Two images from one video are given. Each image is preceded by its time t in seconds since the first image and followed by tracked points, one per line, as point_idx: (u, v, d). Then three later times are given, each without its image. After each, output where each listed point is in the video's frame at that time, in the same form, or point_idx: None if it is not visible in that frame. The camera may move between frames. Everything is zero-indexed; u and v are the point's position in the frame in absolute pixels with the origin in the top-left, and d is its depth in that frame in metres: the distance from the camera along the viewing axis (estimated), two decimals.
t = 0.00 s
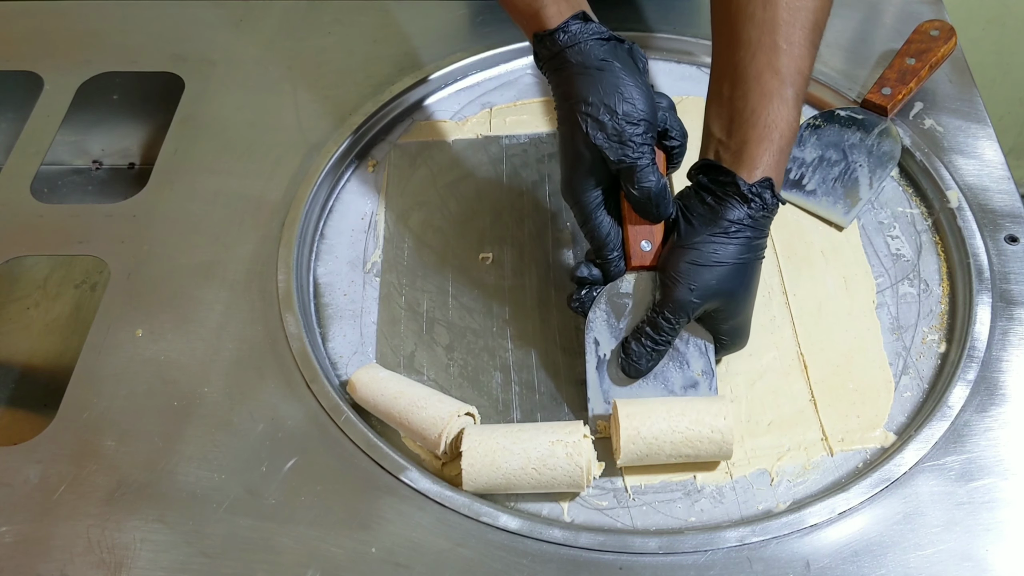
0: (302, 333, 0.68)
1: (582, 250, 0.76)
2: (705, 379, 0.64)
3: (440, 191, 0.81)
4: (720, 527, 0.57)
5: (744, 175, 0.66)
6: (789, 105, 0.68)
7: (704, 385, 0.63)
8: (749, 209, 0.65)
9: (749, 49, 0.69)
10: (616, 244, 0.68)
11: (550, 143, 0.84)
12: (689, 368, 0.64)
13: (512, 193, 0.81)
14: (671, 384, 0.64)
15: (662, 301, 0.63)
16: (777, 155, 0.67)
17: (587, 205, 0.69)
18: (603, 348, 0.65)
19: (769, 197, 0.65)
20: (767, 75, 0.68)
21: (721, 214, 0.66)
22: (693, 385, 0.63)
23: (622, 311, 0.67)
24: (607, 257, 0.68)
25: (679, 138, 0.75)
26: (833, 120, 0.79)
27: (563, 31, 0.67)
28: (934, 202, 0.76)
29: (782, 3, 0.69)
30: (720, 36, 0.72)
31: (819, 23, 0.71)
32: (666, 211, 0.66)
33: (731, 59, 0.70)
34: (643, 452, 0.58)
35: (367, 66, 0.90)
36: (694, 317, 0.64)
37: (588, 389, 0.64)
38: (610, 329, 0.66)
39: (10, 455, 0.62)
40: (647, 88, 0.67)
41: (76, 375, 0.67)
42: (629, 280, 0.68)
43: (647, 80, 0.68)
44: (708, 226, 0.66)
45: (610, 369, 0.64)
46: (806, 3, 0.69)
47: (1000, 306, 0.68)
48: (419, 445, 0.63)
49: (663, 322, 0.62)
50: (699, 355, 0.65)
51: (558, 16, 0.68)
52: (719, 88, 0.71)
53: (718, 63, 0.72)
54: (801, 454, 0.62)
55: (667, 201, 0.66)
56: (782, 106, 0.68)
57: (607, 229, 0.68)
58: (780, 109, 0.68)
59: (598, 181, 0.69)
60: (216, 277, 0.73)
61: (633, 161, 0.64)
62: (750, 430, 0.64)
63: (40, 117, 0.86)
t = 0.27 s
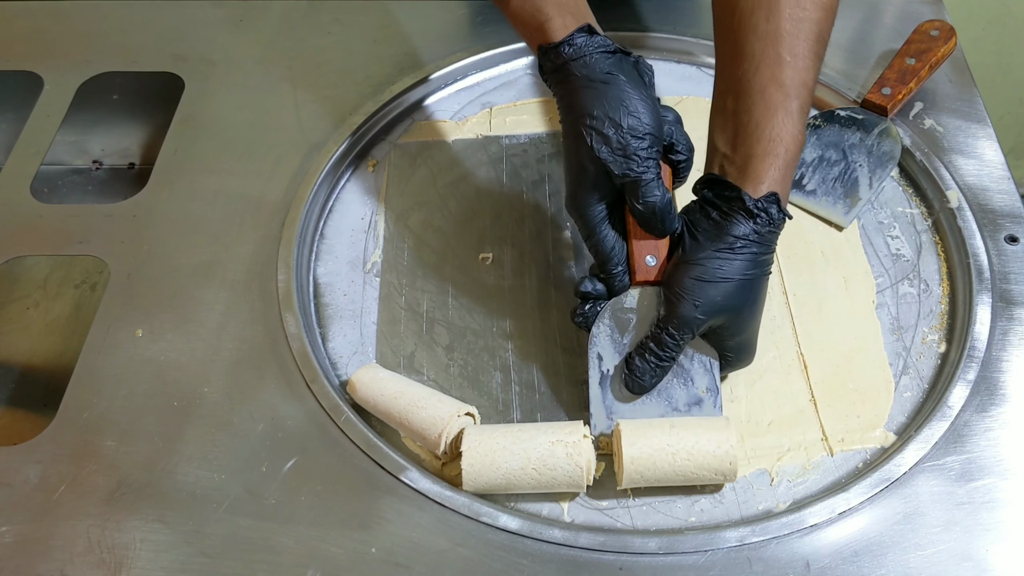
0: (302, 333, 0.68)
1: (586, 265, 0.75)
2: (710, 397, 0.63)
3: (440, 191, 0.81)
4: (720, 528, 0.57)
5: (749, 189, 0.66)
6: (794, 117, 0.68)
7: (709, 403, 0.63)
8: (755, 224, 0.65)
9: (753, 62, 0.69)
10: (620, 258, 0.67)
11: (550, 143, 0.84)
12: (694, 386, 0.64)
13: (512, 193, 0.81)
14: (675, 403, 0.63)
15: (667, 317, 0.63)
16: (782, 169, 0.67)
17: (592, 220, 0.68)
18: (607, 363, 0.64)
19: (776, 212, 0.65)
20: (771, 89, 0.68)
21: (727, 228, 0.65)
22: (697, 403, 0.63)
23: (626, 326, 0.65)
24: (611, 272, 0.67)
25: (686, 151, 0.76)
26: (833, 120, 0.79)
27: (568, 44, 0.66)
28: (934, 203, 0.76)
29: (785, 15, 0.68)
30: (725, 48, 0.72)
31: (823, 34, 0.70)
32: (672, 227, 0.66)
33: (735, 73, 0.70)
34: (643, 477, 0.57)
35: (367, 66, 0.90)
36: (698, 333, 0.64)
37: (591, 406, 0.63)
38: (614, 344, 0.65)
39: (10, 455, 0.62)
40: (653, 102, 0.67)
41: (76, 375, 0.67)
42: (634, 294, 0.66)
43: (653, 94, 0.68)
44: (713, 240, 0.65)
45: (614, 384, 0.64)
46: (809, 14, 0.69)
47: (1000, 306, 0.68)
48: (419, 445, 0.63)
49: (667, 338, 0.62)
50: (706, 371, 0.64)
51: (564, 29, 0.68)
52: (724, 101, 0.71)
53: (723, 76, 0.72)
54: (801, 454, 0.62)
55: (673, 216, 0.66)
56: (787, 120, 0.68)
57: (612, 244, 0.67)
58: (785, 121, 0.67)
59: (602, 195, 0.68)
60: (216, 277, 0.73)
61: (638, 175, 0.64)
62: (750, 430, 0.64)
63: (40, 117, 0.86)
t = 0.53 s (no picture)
0: (302, 333, 0.68)
1: (590, 282, 0.74)
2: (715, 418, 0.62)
3: (440, 192, 0.81)
4: (720, 527, 0.57)
5: (755, 206, 0.66)
6: (799, 131, 0.68)
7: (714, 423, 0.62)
8: (760, 240, 0.65)
9: (756, 76, 0.68)
10: (625, 275, 0.66)
11: (550, 143, 0.84)
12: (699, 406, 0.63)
13: (512, 193, 0.81)
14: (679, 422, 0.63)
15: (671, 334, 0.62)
16: (788, 185, 0.67)
17: (597, 236, 0.67)
18: (610, 380, 0.64)
19: (782, 228, 0.65)
20: (775, 102, 0.68)
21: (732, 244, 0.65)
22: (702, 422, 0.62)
23: (630, 343, 0.65)
24: (616, 288, 0.66)
25: (693, 169, 0.73)
26: (833, 121, 0.79)
27: (574, 59, 0.66)
28: (934, 203, 0.76)
29: (788, 27, 0.68)
30: (728, 61, 0.71)
31: (826, 45, 0.70)
32: (678, 244, 0.65)
33: (738, 87, 0.70)
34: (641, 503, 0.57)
35: (367, 66, 0.90)
36: (703, 351, 0.63)
37: (594, 422, 0.63)
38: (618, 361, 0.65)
39: (10, 455, 0.62)
40: (659, 116, 0.66)
41: (76, 375, 0.67)
42: (638, 310, 0.66)
43: (659, 109, 0.67)
44: (719, 257, 0.65)
45: (616, 402, 0.63)
46: (812, 25, 0.68)
47: (1000, 306, 0.68)
48: (419, 444, 0.63)
49: (671, 355, 0.61)
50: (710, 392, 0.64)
51: (570, 44, 0.68)
52: (727, 115, 0.71)
53: (726, 90, 0.72)
54: (801, 454, 0.62)
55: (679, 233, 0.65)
56: (792, 134, 0.67)
57: (616, 260, 0.66)
58: (790, 136, 0.67)
59: (606, 211, 0.67)
60: (216, 277, 0.73)
61: (643, 191, 0.62)
62: (750, 429, 0.64)
63: (40, 116, 0.86)
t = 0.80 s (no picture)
0: (302, 332, 0.68)
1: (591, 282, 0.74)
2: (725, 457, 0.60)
3: (440, 191, 0.81)
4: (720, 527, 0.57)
5: (768, 232, 0.64)
6: (811, 157, 0.66)
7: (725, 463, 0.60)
8: (772, 266, 0.63)
9: (766, 101, 0.66)
10: (631, 307, 0.66)
11: (550, 143, 0.84)
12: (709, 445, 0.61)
13: (511, 193, 0.81)
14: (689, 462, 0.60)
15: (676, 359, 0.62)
16: (802, 210, 0.65)
17: (602, 266, 0.67)
18: (615, 419, 0.62)
19: (795, 254, 0.63)
20: (786, 128, 0.66)
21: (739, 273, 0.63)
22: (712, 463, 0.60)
23: (635, 378, 0.64)
24: (621, 321, 0.65)
25: (701, 203, 0.71)
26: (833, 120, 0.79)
27: (578, 87, 0.66)
28: (934, 202, 0.76)
29: (798, 52, 0.66)
30: (737, 85, 0.69)
31: (839, 70, 0.68)
32: (684, 275, 0.65)
33: (748, 114, 0.68)
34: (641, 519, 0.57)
35: (367, 66, 0.90)
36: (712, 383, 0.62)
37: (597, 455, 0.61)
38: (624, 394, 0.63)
39: (10, 454, 0.62)
40: (664, 146, 0.65)
41: (76, 374, 0.67)
42: (644, 347, 0.65)
43: (663, 138, 0.67)
44: (727, 283, 0.64)
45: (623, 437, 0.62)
46: (824, 50, 0.66)
47: (1000, 305, 0.68)
48: (419, 444, 0.63)
49: (676, 380, 0.60)
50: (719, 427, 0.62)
51: (574, 73, 0.68)
52: (737, 141, 0.69)
53: (735, 115, 0.70)
54: (801, 453, 0.62)
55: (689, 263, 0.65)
56: (804, 159, 0.65)
57: (622, 292, 0.66)
58: (802, 161, 0.65)
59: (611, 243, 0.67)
60: (216, 277, 0.73)
61: (646, 223, 0.62)
62: (750, 429, 0.64)
63: (41, 116, 0.86)
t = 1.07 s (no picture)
0: (302, 332, 0.68)
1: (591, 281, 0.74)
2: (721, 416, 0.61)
3: (440, 191, 0.81)
4: (720, 526, 0.57)
5: (801, 189, 0.64)
6: (834, 123, 0.66)
7: (715, 415, 0.61)
8: (807, 222, 0.63)
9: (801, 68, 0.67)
10: (636, 251, 0.65)
11: (551, 142, 0.84)
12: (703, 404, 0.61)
13: (511, 193, 0.81)
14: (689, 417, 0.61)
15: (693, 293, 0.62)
16: (828, 173, 0.65)
17: (608, 211, 0.66)
18: (615, 366, 0.62)
19: (825, 215, 0.64)
20: (811, 95, 0.66)
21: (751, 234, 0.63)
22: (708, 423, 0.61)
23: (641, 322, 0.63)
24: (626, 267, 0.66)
25: (718, 152, 0.62)
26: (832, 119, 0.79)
27: (532, 42, 0.63)
28: (934, 202, 0.76)
29: (825, 27, 0.68)
30: (758, 55, 0.70)
31: (857, 49, 0.70)
32: (691, 183, 0.59)
33: (773, 79, 0.68)
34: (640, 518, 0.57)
35: (367, 66, 0.90)
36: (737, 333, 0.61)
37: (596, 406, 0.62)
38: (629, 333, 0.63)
39: (9, 454, 0.62)
40: (635, 78, 0.62)
41: (76, 374, 0.67)
42: (647, 298, 0.63)
43: (630, 65, 0.63)
44: (763, 234, 0.63)
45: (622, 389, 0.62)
46: (846, 29, 0.68)
47: (1000, 305, 0.68)
48: (418, 443, 0.63)
49: (715, 327, 0.59)
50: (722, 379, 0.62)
51: (529, 20, 0.64)
52: (755, 102, 0.69)
53: (754, 79, 0.70)
54: (801, 453, 0.62)
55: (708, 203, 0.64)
56: (827, 124, 0.66)
57: (631, 236, 0.65)
58: (826, 125, 0.66)
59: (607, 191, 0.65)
60: (216, 277, 0.73)
61: (621, 153, 0.60)
62: (750, 429, 0.64)
63: (41, 116, 0.86)
